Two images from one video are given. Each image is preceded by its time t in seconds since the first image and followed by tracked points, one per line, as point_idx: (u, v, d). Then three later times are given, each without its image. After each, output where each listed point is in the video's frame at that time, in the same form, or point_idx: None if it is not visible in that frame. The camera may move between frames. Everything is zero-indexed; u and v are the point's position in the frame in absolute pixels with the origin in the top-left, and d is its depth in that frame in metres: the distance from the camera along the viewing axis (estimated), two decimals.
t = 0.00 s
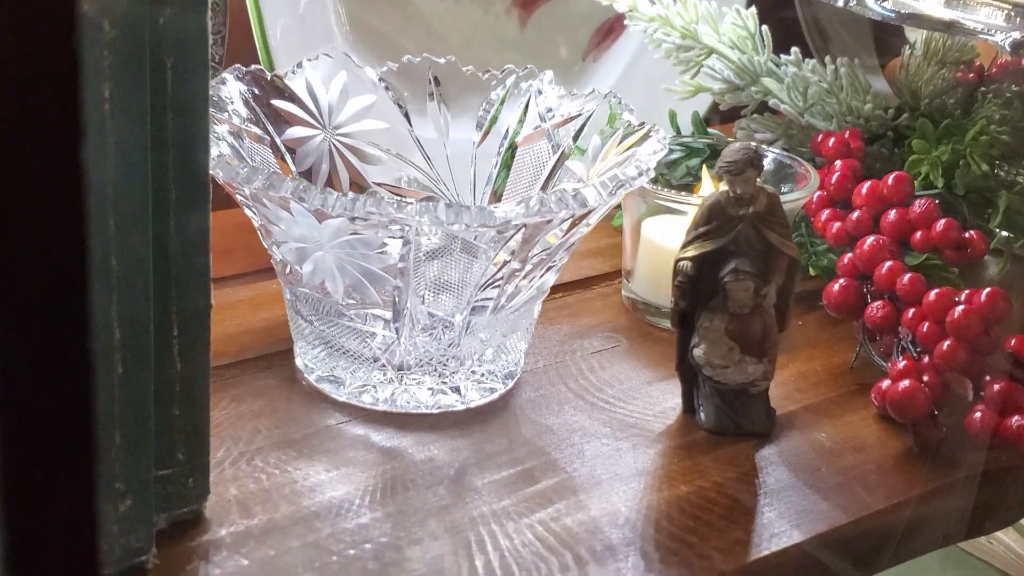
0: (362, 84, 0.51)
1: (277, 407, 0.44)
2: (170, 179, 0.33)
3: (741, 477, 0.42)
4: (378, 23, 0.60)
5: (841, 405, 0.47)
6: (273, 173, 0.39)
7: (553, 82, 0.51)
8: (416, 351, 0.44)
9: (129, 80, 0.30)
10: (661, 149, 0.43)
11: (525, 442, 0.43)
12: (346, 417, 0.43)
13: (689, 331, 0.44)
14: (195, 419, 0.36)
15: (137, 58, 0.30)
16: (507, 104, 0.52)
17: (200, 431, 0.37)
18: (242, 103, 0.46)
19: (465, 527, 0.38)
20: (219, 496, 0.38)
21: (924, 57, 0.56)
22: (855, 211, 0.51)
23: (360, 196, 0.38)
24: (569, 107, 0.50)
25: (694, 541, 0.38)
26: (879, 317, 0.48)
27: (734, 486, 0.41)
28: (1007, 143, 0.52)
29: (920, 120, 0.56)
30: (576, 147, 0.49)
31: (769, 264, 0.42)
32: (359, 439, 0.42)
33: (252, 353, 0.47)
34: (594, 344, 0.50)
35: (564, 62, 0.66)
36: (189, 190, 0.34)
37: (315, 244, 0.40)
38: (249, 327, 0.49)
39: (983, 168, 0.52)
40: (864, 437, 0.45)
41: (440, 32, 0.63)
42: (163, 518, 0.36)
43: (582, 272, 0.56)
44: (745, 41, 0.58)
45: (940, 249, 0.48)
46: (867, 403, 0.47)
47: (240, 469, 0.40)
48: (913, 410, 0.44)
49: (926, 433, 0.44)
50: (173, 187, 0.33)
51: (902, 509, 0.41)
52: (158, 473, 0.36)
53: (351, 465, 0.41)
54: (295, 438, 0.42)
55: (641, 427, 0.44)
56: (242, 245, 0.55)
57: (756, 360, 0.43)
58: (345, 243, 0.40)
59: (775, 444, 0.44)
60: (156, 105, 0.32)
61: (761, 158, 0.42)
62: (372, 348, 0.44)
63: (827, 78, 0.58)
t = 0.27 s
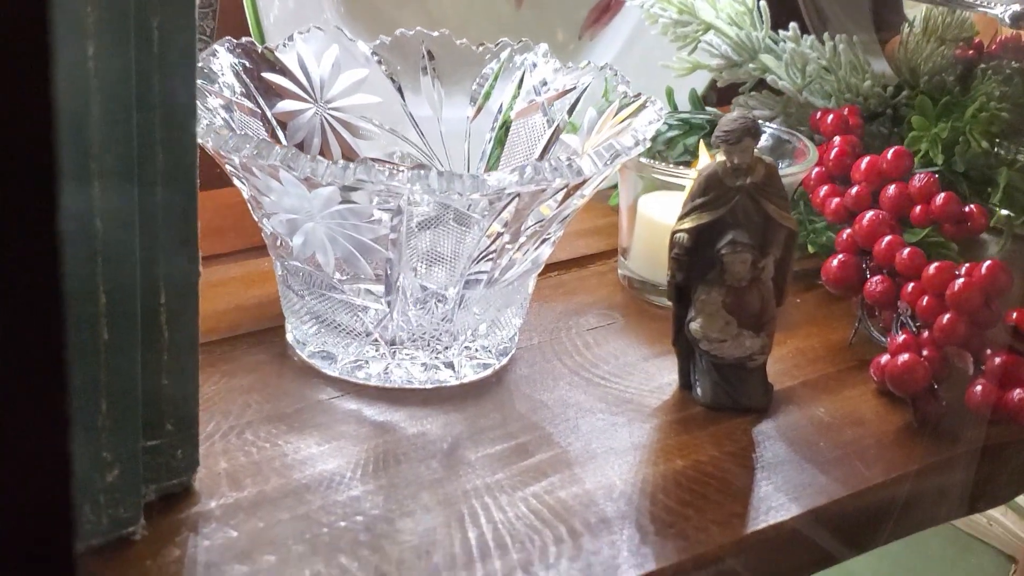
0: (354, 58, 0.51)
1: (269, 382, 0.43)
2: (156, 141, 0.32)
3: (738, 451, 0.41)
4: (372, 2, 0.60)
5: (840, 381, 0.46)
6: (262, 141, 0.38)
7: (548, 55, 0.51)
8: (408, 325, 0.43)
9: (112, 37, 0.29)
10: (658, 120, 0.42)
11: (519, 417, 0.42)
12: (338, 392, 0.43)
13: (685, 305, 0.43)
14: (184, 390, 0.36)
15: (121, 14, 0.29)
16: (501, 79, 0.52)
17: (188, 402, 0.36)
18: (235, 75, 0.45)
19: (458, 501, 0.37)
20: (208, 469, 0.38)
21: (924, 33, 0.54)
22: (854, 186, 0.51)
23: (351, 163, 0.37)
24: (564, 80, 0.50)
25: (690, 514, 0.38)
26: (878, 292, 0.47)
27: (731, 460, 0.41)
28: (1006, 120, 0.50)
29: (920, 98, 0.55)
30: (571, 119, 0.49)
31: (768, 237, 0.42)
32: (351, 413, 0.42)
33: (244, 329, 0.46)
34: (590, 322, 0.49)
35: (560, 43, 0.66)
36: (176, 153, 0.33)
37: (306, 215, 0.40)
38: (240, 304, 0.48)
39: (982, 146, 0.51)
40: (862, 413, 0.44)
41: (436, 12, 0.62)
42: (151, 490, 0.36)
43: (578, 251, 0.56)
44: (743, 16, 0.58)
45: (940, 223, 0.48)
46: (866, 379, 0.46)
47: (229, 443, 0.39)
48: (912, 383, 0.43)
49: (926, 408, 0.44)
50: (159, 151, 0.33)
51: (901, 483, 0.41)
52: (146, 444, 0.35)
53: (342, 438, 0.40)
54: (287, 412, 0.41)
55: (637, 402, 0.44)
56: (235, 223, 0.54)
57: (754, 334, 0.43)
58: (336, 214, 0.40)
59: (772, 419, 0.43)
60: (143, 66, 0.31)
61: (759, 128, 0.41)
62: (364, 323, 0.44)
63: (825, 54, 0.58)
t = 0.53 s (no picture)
0: (345, 38, 0.51)
1: (258, 360, 0.43)
2: (142, 112, 0.32)
3: (728, 429, 0.41)
4: None
5: (831, 360, 0.46)
6: (249, 115, 0.38)
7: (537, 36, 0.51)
8: (397, 304, 0.43)
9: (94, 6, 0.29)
10: (648, 98, 0.42)
11: (509, 395, 0.42)
12: (328, 370, 0.43)
13: (675, 282, 0.43)
14: (171, 364, 0.36)
15: None
16: (491, 61, 0.52)
17: (175, 376, 0.36)
18: (225, 56, 0.45)
19: (446, 476, 0.37)
20: (196, 445, 0.38)
21: (916, 17, 0.54)
22: (846, 167, 0.50)
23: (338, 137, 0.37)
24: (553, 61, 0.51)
25: (680, 491, 0.37)
26: (871, 272, 0.47)
27: (721, 437, 0.40)
28: (999, 102, 0.49)
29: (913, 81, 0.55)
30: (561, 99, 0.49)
31: (758, 214, 0.42)
32: (340, 390, 0.42)
33: (234, 309, 0.46)
34: (581, 302, 0.49)
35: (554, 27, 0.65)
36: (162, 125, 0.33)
37: (294, 190, 0.40)
38: (230, 284, 0.48)
39: (974, 128, 0.50)
40: (854, 391, 0.44)
41: None
42: (138, 464, 0.36)
43: (569, 234, 0.56)
44: None
45: (932, 203, 0.48)
46: (857, 358, 0.46)
47: (218, 418, 0.39)
48: (903, 363, 0.43)
49: (917, 386, 0.44)
50: (144, 122, 0.33)
51: (893, 461, 0.41)
52: (132, 418, 0.35)
53: (331, 415, 0.40)
54: (275, 390, 0.41)
55: (627, 381, 0.44)
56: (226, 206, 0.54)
57: (745, 312, 0.43)
58: (324, 189, 0.39)
59: (763, 397, 0.43)
60: (127, 36, 0.31)
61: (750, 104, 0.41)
62: (353, 301, 0.43)
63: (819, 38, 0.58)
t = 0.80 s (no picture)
0: None
1: (238, 317, 0.43)
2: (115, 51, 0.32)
3: (712, 383, 0.41)
4: None
5: (819, 319, 0.46)
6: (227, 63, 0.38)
7: None
8: (379, 260, 0.43)
9: None
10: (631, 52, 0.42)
11: (492, 351, 0.42)
12: (309, 326, 0.42)
13: (660, 238, 0.43)
14: (147, 312, 0.35)
15: None
16: (476, 19, 0.53)
17: (152, 324, 0.35)
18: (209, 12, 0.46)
19: (426, 427, 0.37)
20: (173, 397, 0.37)
21: None
22: (835, 128, 0.50)
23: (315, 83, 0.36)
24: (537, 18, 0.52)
25: (663, 443, 0.37)
26: (857, 230, 0.47)
27: (704, 391, 0.40)
28: (989, 66, 0.47)
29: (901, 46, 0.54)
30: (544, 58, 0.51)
31: (744, 168, 0.41)
32: (320, 345, 0.41)
33: (215, 268, 0.46)
34: (567, 264, 0.49)
35: None
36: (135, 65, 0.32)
37: (272, 140, 0.39)
38: (212, 245, 0.48)
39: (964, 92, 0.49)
40: (840, 348, 0.44)
41: None
42: (113, 413, 0.35)
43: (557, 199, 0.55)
44: None
45: (920, 162, 0.48)
46: (845, 317, 0.46)
47: (195, 371, 0.39)
48: (891, 318, 0.43)
49: (903, 342, 0.43)
50: (117, 62, 0.32)
51: (877, 416, 0.40)
52: (107, 365, 0.35)
53: (311, 369, 0.40)
54: (255, 344, 0.41)
55: (612, 337, 0.43)
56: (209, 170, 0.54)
57: (730, 267, 0.42)
58: (302, 139, 0.39)
59: (748, 353, 0.43)
60: None
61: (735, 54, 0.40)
62: (334, 256, 0.43)
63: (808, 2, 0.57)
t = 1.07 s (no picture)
0: None
1: (188, 243, 0.41)
2: None
3: (673, 306, 0.39)
4: None
5: (786, 247, 0.45)
6: None
7: None
8: (334, 184, 0.42)
9: None
10: None
11: (448, 276, 0.41)
12: (262, 252, 0.41)
13: (621, 160, 0.42)
14: (84, 222, 0.34)
15: None
16: None
17: (89, 234, 0.34)
18: None
19: (375, 345, 0.36)
20: (114, 315, 0.36)
21: None
22: (805, 58, 0.49)
23: None
24: None
25: (620, 360, 0.36)
26: (826, 157, 0.46)
27: (664, 313, 0.39)
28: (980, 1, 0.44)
29: None
30: None
31: (706, 87, 0.40)
32: (271, 269, 0.40)
33: (166, 199, 0.45)
34: (530, 197, 0.48)
35: None
36: None
37: (217, 54, 0.39)
38: (165, 178, 0.47)
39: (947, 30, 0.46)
40: (806, 274, 0.43)
41: None
42: (48, 327, 0.34)
43: (523, 138, 0.54)
44: None
45: (892, 89, 0.47)
46: (813, 246, 0.45)
47: (138, 291, 0.38)
48: (858, 242, 0.42)
49: (870, 266, 0.42)
50: None
51: (843, 338, 0.39)
52: (42, 277, 0.34)
53: (260, 290, 0.39)
54: (203, 268, 0.40)
55: (572, 264, 0.42)
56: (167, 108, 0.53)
57: (691, 189, 0.41)
58: (248, 51, 0.39)
59: (711, 279, 0.42)
60: None
61: None
62: (286, 178, 0.42)
63: None
